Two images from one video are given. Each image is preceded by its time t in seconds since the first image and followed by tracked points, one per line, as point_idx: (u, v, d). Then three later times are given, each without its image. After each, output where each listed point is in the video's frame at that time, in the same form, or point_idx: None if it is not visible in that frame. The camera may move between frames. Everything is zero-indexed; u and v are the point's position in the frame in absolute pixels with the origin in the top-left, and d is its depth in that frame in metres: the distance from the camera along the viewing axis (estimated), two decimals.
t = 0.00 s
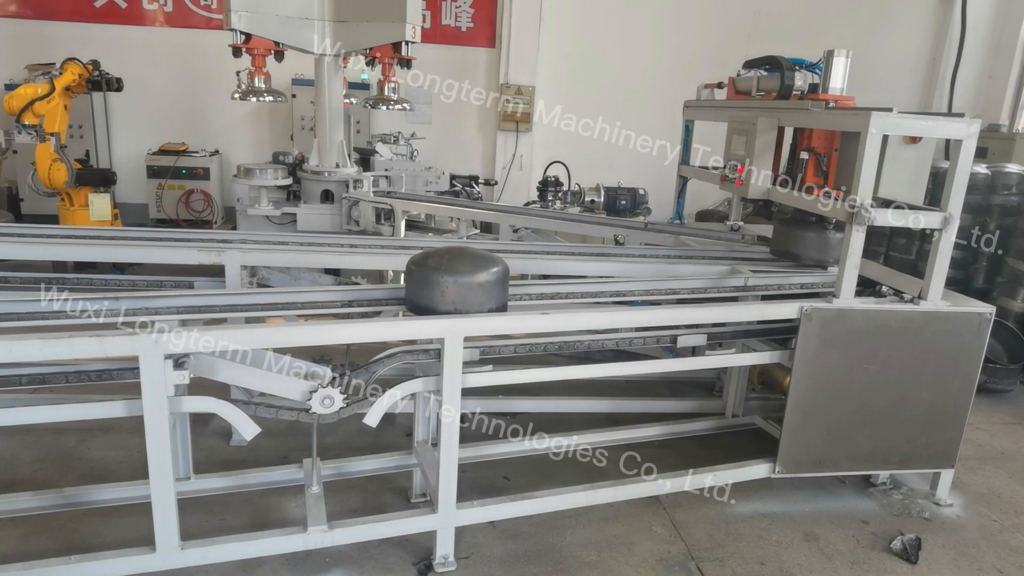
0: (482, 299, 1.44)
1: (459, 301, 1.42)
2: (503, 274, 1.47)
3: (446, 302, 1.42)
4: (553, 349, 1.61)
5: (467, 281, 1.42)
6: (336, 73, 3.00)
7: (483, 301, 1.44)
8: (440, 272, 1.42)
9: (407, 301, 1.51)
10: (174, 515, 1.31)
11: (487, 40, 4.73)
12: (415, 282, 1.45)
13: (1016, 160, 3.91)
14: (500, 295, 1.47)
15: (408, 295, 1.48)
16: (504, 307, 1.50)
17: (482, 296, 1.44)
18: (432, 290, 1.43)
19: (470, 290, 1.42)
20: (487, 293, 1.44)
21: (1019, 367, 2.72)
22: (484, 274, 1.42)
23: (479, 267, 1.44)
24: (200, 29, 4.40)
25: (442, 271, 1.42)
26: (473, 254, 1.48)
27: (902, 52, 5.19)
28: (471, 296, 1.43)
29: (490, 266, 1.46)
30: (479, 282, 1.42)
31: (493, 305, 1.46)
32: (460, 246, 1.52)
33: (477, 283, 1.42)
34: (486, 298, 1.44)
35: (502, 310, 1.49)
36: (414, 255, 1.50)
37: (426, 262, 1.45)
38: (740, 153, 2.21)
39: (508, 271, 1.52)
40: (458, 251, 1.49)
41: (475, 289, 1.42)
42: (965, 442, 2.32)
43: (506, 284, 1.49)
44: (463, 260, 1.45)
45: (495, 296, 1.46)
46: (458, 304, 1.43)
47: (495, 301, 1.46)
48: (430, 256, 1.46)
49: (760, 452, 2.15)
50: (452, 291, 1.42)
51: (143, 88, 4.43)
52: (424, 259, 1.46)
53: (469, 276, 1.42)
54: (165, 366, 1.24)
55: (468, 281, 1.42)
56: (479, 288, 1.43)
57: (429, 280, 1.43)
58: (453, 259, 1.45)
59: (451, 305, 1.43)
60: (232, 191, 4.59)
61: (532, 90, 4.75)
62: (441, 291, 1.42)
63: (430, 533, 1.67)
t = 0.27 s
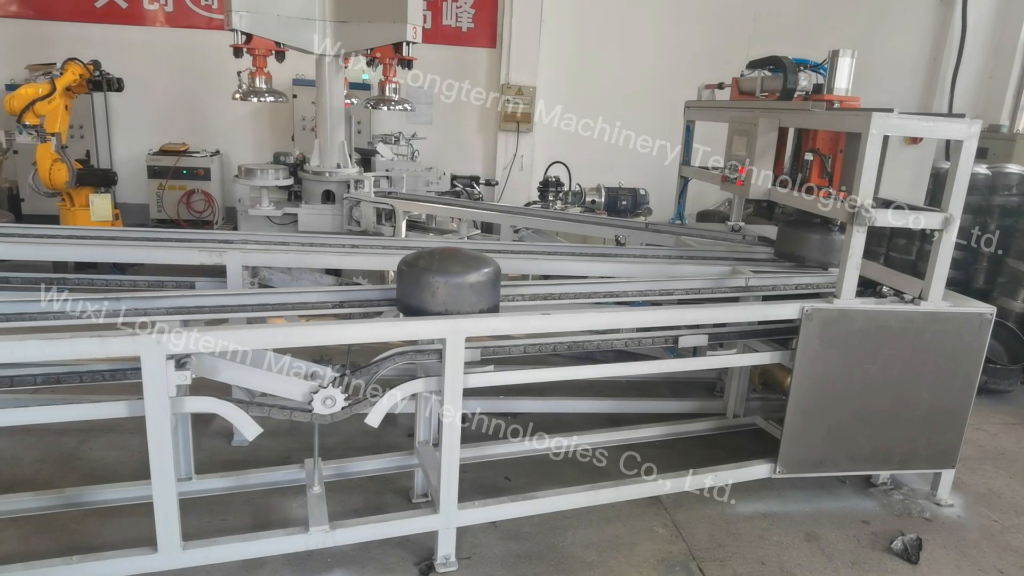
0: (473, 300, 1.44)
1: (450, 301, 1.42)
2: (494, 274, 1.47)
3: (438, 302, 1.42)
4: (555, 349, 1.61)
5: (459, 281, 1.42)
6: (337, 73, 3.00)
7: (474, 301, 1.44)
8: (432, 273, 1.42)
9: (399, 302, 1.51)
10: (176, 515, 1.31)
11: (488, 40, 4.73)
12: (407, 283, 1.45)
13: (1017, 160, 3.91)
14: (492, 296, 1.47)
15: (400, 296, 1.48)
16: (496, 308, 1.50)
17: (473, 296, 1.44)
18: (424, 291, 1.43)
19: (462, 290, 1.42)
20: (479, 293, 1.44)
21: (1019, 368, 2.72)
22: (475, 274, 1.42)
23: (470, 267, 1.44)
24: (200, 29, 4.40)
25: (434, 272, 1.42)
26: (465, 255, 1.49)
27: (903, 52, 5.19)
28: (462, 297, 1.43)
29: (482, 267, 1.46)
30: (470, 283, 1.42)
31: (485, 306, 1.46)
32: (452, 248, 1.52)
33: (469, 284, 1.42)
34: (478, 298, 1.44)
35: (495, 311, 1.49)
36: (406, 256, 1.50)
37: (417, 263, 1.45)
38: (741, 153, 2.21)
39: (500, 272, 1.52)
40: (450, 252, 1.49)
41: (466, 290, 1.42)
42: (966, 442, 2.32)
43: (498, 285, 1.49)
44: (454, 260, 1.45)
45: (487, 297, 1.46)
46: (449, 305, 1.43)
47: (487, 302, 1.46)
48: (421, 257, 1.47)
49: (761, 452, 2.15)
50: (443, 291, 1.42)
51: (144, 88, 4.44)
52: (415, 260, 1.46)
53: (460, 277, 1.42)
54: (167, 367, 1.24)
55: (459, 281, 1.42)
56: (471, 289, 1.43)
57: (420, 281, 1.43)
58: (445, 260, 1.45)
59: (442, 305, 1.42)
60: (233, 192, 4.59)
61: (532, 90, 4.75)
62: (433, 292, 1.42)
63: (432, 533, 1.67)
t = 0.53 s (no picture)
0: (469, 300, 1.44)
1: (447, 302, 1.42)
2: (492, 274, 1.47)
3: (434, 302, 1.42)
4: (562, 349, 1.62)
5: (455, 282, 1.42)
6: (344, 74, 3.01)
7: (471, 302, 1.44)
8: (428, 273, 1.42)
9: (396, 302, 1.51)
10: (184, 514, 1.32)
11: (494, 41, 4.74)
12: (403, 283, 1.45)
13: None
14: (489, 296, 1.47)
15: (396, 296, 1.48)
16: (493, 308, 1.50)
17: (470, 297, 1.44)
18: (420, 291, 1.43)
19: (458, 291, 1.42)
20: (475, 294, 1.44)
21: None
22: (472, 274, 1.42)
23: (467, 267, 1.44)
24: (207, 30, 4.42)
25: (430, 272, 1.42)
26: (462, 255, 1.48)
27: (910, 51, 5.17)
28: (459, 297, 1.43)
29: (479, 267, 1.45)
30: (467, 283, 1.42)
31: (481, 306, 1.46)
32: (448, 248, 1.52)
33: (465, 284, 1.42)
34: (474, 299, 1.44)
35: (492, 311, 1.49)
36: (403, 256, 1.50)
37: (414, 263, 1.45)
38: (749, 153, 2.20)
39: (498, 272, 1.52)
40: (447, 252, 1.49)
41: (463, 290, 1.42)
42: (974, 443, 2.31)
43: (496, 285, 1.49)
44: (451, 260, 1.45)
45: (484, 297, 1.46)
46: (446, 305, 1.43)
47: (484, 302, 1.46)
48: (418, 257, 1.47)
49: (767, 453, 2.15)
50: (439, 291, 1.42)
51: (151, 89, 4.46)
52: (412, 260, 1.46)
53: (456, 277, 1.42)
54: (176, 366, 1.25)
55: (456, 281, 1.42)
56: (467, 289, 1.43)
57: (416, 281, 1.43)
58: (441, 260, 1.45)
59: (439, 306, 1.43)
60: (241, 192, 4.61)
61: (538, 90, 4.76)
62: (429, 292, 1.42)
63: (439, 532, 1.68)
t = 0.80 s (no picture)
0: (476, 300, 1.44)
1: (453, 302, 1.43)
2: (498, 274, 1.47)
3: (441, 302, 1.43)
4: (578, 349, 1.62)
5: (461, 282, 1.42)
6: (360, 75, 3.03)
7: (477, 302, 1.44)
8: (435, 273, 1.42)
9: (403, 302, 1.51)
10: (206, 512, 1.34)
11: (509, 41, 4.74)
12: (410, 284, 1.45)
13: None
14: (495, 296, 1.47)
15: (403, 296, 1.49)
16: (500, 308, 1.50)
17: (476, 297, 1.44)
18: (426, 291, 1.43)
19: (465, 291, 1.42)
20: (482, 294, 1.44)
21: None
22: (478, 274, 1.43)
23: (474, 268, 1.44)
24: (224, 31, 4.46)
25: (437, 272, 1.42)
26: (469, 255, 1.49)
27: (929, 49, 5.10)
28: (465, 297, 1.43)
29: (485, 267, 1.46)
30: (473, 283, 1.43)
31: (488, 306, 1.46)
32: (454, 248, 1.52)
33: (472, 284, 1.43)
34: (481, 299, 1.45)
35: (499, 311, 1.49)
36: (409, 256, 1.51)
37: (421, 263, 1.45)
38: (766, 153, 2.22)
39: (504, 272, 1.52)
40: (454, 252, 1.50)
41: (469, 291, 1.43)
42: (994, 445, 2.28)
43: (503, 285, 1.49)
44: (458, 261, 1.46)
45: (490, 297, 1.46)
46: (452, 305, 1.43)
47: (490, 302, 1.46)
48: (424, 257, 1.47)
49: (784, 454, 2.14)
50: (446, 292, 1.42)
51: (170, 91, 4.52)
52: (419, 260, 1.47)
53: (463, 277, 1.42)
54: (199, 365, 1.26)
55: (462, 281, 1.42)
56: (474, 289, 1.43)
57: (423, 281, 1.43)
58: (448, 260, 1.45)
59: (445, 306, 1.43)
60: (258, 193, 4.65)
61: (553, 90, 4.76)
62: (436, 292, 1.43)
63: (455, 531, 1.69)
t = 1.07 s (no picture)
0: (482, 300, 1.44)
1: (459, 301, 1.43)
2: (504, 273, 1.47)
3: (447, 302, 1.43)
4: (594, 348, 1.62)
5: (467, 281, 1.42)
6: (376, 76, 3.05)
7: (483, 301, 1.44)
8: (441, 272, 1.43)
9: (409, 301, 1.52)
10: (225, 509, 1.35)
11: (525, 41, 4.74)
12: (415, 283, 1.46)
13: None
14: (502, 295, 1.47)
15: (409, 295, 1.49)
16: (506, 307, 1.50)
17: (482, 296, 1.44)
18: (433, 291, 1.43)
19: (471, 290, 1.42)
20: (488, 293, 1.44)
21: None
22: (484, 274, 1.43)
23: (479, 267, 1.44)
24: (242, 33, 4.51)
25: (442, 271, 1.43)
26: (475, 254, 1.49)
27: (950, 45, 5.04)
28: (471, 297, 1.43)
29: (491, 266, 1.46)
30: (479, 283, 1.43)
31: (494, 305, 1.46)
32: (460, 247, 1.53)
33: (478, 283, 1.43)
34: (487, 298, 1.45)
35: (505, 309, 1.49)
36: (415, 256, 1.51)
37: (427, 263, 1.45)
38: (784, 151, 2.22)
39: (511, 270, 1.52)
40: (460, 251, 1.50)
41: (475, 289, 1.43)
42: (1017, 446, 2.25)
43: (509, 284, 1.49)
44: (463, 260, 1.46)
45: (496, 296, 1.46)
46: (458, 304, 1.43)
47: (497, 301, 1.47)
48: (430, 257, 1.47)
49: (802, 454, 2.13)
50: (452, 291, 1.42)
51: (188, 92, 4.57)
52: (425, 260, 1.47)
53: (469, 276, 1.42)
54: (219, 362, 1.28)
55: (468, 280, 1.42)
56: (480, 288, 1.43)
57: (429, 281, 1.43)
58: (454, 259, 1.45)
59: (451, 305, 1.43)
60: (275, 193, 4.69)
61: (568, 90, 4.75)
62: (442, 291, 1.43)
63: (472, 529, 1.69)
